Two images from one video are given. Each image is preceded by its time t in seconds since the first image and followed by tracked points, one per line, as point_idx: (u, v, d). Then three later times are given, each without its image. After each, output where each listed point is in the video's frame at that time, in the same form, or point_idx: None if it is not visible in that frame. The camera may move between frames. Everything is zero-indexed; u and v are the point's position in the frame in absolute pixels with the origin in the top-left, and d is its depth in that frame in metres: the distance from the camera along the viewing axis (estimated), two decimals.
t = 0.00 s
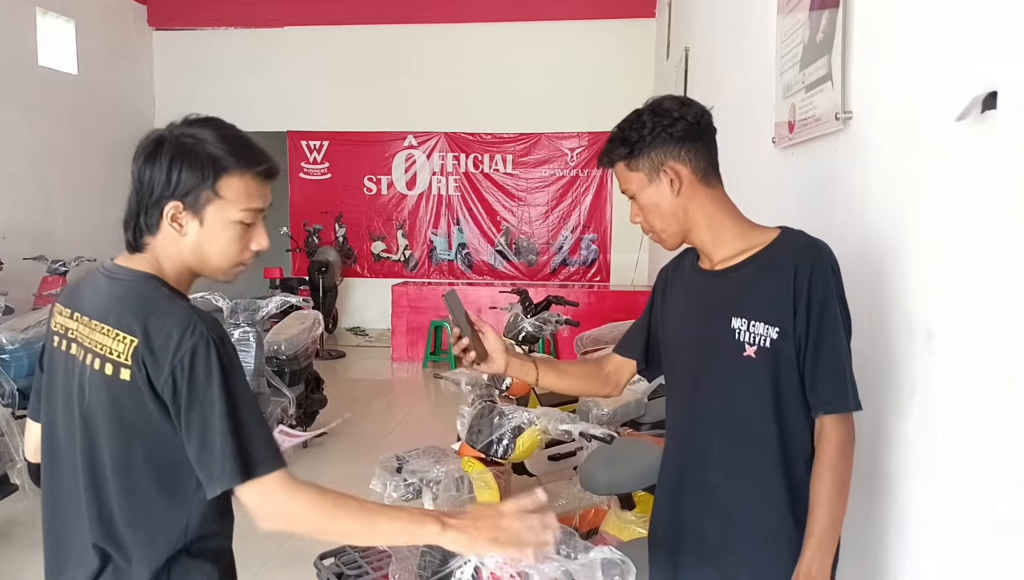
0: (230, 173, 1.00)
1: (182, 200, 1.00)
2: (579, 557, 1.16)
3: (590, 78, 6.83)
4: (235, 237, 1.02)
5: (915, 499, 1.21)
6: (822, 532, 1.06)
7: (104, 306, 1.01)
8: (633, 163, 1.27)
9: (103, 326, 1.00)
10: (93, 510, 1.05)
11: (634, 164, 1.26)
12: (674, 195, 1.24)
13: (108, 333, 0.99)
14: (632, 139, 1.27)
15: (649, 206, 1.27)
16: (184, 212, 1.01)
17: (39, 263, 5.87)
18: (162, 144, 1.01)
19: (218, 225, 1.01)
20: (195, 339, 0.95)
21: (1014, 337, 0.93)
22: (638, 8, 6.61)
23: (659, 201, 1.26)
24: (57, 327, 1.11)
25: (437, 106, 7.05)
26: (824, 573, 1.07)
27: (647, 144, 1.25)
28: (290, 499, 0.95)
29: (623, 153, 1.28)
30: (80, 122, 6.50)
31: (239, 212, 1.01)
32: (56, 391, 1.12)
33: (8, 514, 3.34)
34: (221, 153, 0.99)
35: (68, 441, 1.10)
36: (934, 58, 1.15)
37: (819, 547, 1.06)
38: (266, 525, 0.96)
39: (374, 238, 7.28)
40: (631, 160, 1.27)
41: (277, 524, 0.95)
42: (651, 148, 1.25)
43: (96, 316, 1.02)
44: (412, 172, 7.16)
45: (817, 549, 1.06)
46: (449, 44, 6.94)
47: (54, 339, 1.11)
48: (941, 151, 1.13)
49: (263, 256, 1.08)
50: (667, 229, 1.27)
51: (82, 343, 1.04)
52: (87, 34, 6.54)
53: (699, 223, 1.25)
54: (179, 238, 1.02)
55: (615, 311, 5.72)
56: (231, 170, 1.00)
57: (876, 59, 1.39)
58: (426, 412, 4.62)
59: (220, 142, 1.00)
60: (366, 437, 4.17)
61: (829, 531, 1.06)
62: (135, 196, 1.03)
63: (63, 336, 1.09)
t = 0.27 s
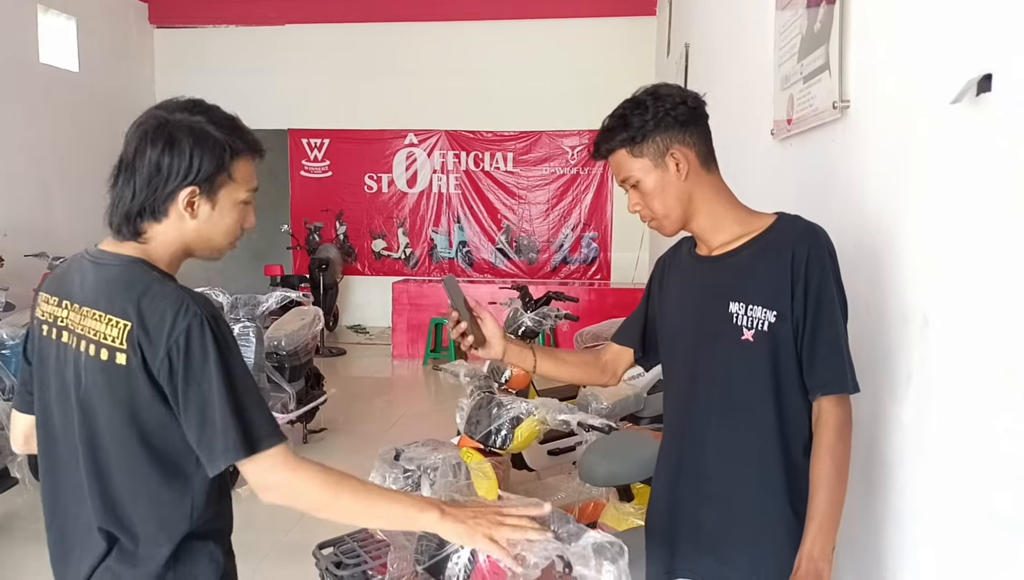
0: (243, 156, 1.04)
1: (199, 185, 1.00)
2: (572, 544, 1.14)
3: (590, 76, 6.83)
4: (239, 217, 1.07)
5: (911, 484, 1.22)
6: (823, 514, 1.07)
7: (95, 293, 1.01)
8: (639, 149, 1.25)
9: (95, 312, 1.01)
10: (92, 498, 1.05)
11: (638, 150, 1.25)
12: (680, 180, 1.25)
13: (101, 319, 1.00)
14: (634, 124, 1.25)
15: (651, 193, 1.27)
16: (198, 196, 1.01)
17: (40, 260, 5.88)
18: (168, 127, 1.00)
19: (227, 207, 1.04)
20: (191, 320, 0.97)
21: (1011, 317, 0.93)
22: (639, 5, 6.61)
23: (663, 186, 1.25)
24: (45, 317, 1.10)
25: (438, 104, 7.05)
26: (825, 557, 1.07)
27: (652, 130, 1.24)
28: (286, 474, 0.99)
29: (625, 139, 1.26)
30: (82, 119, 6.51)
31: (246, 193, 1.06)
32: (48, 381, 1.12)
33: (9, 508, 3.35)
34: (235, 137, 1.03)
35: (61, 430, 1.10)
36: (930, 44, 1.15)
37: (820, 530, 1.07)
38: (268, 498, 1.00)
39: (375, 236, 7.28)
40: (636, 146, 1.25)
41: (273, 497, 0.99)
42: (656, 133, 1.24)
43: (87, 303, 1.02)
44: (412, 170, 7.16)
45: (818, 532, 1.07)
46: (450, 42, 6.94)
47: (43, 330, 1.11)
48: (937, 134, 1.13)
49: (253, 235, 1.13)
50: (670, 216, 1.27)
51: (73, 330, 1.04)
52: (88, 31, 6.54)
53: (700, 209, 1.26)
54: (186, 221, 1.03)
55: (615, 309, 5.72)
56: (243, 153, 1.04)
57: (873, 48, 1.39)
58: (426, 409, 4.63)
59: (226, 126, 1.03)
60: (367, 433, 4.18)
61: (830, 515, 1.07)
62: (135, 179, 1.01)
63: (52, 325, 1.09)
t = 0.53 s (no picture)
0: (238, 141, 1.07)
1: (200, 170, 1.03)
2: (575, 528, 1.25)
3: (592, 74, 6.83)
4: (232, 200, 1.10)
5: (909, 473, 1.22)
6: (821, 501, 1.07)
7: (96, 280, 1.02)
8: (640, 139, 1.26)
9: (97, 299, 1.01)
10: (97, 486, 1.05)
11: (639, 142, 1.26)
12: (682, 170, 1.26)
13: (103, 306, 1.00)
14: (635, 115, 1.26)
15: (652, 184, 1.27)
16: (199, 181, 1.04)
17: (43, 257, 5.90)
18: (165, 112, 1.01)
19: (224, 191, 1.07)
20: (196, 302, 0.98)
21: (1009, 303, 0.94)
22: (640, 4, 6.61)
23: (663, 177, 1.26)
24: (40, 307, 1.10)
25: (440, 102, 7.06)
26: (823, 543, 1.08)
27: (654, 121, 1.25)
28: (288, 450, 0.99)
29: (626, 130, 1.27)
30: (85, 117, 6.53)
31: (239, 177, 1.09)
32: (45, 373, 1.11)
33: (12, 504, 3.37)
34: (231, 123, 1.06)
35: (61, 420, 1.10)
36: (930, 34, 1.16)
37: (818, 516, 1.08)
38: (269, 480, 0.99)
39: (377, 234, 7.29)
40: (638, 137, 1.26)
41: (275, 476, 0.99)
42: (656, 123, 1.25)
43: (88, 291, 1.02)
44: (414, 168, 7.17)
45: (816, 518, 1.07)
46: (452, 40, 6.94)
47: (39, 321, 1.10)
48: (936, 124, 1.14)
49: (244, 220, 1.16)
50: (670, 206, 1.28)
51: (73, 318, 1.03)
52: (90, 30, 6.56)
53: (698, 198, 1.27)
54: (186, 205, 1.04)
55: (617, 306, 5.73)
56: (238, 138, 1.07)
57: (872, 40, 1.40)
58: (428, 406, 4.64)
59: (222, 112, 1.06)
60: (369, 430, 4.19)
61: (828, 501, 1.07)
62: (132, 166, 1.01)
63: (49, 315, 1.08)
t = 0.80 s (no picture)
0: (241, 135, 1.10)
1: (206, 162, 1.05)
2: (577, 518, 1.28)
3: (593, 75, 6.85)
4: (237, 194, 1.12)
5: (906, 466, 1.24)
6: (817, 493, 1.09)
7: (104, 274, 1.04)
8: (640, 136, 1.28)
9: (105, 292, 1.03)
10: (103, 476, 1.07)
11: (640, 138, 1.28)
12: (683, 166, 1.27)
13: (112, 299, 1.02)
14: (636, 113, 1.28)
15: (651, 180, 1.29)
16: (204, 174, 1.06)
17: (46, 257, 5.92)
18: (174, 107, 1.04)
19: (229, 184, 1.10)
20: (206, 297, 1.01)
21: (1003, 297, 0.95)
22: (641, 5, 6.63)
23: (663, 173, 1.28)
24: (49, 299, 1.12)
25: (441, 103, 7.08)
26: (819, 534, 1.10)
27: (654, 118, 1.27)
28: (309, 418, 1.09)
29: (626, 126, 1.29)
30: (88, 118, 6.55)
31: (244, 171, 1.12)
32: (53, 365, 1.13)
33: (16, 501, 3.39)
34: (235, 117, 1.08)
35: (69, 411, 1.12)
36: (926, 32, 1.18)
37: (815, 507, 1.09)
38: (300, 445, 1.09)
39: (378, 235, 7.30)
40: (638, 133, 1.28)
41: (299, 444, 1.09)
42: (656, 121, 1.27)
43: (96, 284, 1.05)
44: (416, 169, 7.19)
45: (813, 510, 1.09)
46: (453, 41, 6.96)
47: (47, 312, 1.12)
48: (933, 121, 1.15)
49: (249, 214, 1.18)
50: (670, 202, 1.29)
51: (81, 311, 1.06)
52: (93, 30, 6.58)
53: (697, 194, 1.28)
54: (192, 199, 1.06)
55: (618, 306, 5.75)
56: (242, 132, 1.10)
57: (871, 38, 1.41)
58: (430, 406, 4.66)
59: (226, 107, 1.08)
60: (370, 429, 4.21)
61: (825, 494, 1.09)
62: (140, 159, 1.03)
63: (58, 307, 1.10)
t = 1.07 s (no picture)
0: (266, 145, 1.11)
1: (227, 171, 1.07)
2: (590, 512, 1.31)
3: (596, 75, 6.87)
4: (259, 202, 1.14)
5: (911, 463, 1.26)
6: (821, 490, 1.11)
7: (144, 272, 1.06)
8: (645, 140, 1.31)
9: (149, 289, 1.05)
10: (148, 470, 1.10)
11: (646, 141, 1.31)
12: (685, 170, 1.30)
13: (156, 295, 1.04)
14: (643, 117, 1.31)
15: (657, 182, 1.32)
16: (225, 182, 1.08)
17: (51, 257, 5.95)
18: (200, 116, 1.06)
19: (250, 192, 1.12)
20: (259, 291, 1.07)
21: (1006, 298, 0.98)
22: (644, 5, 6.65)
23: (669, 177, 1.31)
24: (71, 298, 1.11)
25: (444, 103, 7.10)
26: (823, 530, 1.12)
27: (659, 122, 1.29)
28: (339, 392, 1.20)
29: (633, 129, 1.32)
30: (92, 118, 6.58)
31: (267, 180, 1.13)
32: (80, 363, 1.13)
33: (25, 498, 3.42)
34: (260, 127, 1.10)
35: (101, 409, 1.12)
36: (929, 38, 1.20)
37: (818, 503, 1.11)
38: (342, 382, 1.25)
39: (381, 234, 7.33)
40: (643, 137, 1.31)
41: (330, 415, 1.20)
42: (663, 125, 1.29)
43: (136, 282, 1.06)
44: (419, 169, 7.21)
45: (817, 506, 1.11)
46: (456, 41, 6.98)
47: (70, 311, 1.11)
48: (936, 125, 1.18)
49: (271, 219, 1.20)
50: (674, 203, 1.32)
51: (119, 310, 1.07)
52: (97, 31, 6.61)
53: (703, 197, 1.31)
54: (212, 206, 1.09)
55: (620, 306, 5.77)
56: (266, 142, 1.11)
57: (875, 42, 1.44)
58: (433, 405, 4.69)
59: (252, 117, 1.10)
60: (375, 428, 4.24)
61: (828, 491, 1.11)
62: (164, 164, 1.06)
63: (87, 306, 1.09)
